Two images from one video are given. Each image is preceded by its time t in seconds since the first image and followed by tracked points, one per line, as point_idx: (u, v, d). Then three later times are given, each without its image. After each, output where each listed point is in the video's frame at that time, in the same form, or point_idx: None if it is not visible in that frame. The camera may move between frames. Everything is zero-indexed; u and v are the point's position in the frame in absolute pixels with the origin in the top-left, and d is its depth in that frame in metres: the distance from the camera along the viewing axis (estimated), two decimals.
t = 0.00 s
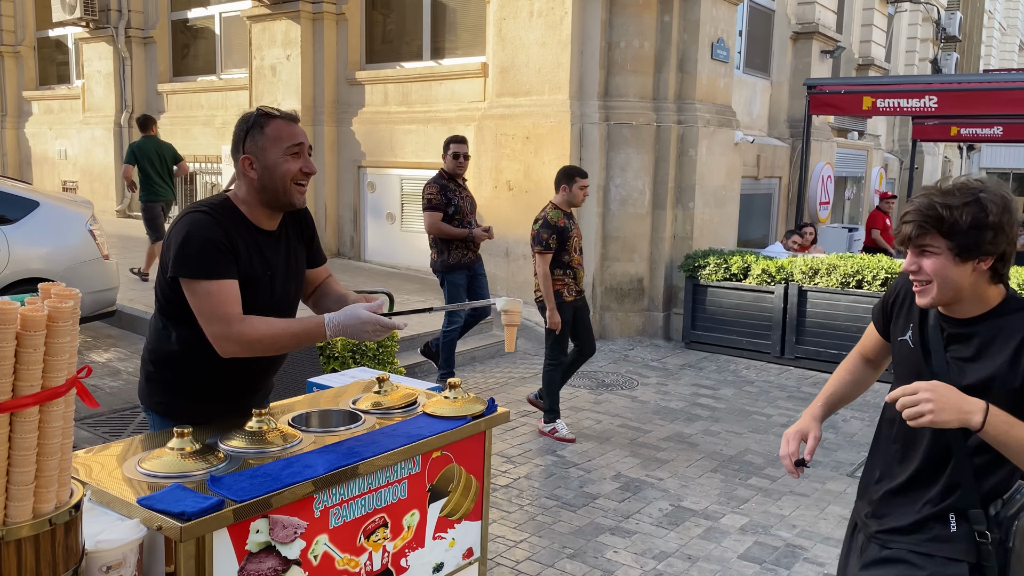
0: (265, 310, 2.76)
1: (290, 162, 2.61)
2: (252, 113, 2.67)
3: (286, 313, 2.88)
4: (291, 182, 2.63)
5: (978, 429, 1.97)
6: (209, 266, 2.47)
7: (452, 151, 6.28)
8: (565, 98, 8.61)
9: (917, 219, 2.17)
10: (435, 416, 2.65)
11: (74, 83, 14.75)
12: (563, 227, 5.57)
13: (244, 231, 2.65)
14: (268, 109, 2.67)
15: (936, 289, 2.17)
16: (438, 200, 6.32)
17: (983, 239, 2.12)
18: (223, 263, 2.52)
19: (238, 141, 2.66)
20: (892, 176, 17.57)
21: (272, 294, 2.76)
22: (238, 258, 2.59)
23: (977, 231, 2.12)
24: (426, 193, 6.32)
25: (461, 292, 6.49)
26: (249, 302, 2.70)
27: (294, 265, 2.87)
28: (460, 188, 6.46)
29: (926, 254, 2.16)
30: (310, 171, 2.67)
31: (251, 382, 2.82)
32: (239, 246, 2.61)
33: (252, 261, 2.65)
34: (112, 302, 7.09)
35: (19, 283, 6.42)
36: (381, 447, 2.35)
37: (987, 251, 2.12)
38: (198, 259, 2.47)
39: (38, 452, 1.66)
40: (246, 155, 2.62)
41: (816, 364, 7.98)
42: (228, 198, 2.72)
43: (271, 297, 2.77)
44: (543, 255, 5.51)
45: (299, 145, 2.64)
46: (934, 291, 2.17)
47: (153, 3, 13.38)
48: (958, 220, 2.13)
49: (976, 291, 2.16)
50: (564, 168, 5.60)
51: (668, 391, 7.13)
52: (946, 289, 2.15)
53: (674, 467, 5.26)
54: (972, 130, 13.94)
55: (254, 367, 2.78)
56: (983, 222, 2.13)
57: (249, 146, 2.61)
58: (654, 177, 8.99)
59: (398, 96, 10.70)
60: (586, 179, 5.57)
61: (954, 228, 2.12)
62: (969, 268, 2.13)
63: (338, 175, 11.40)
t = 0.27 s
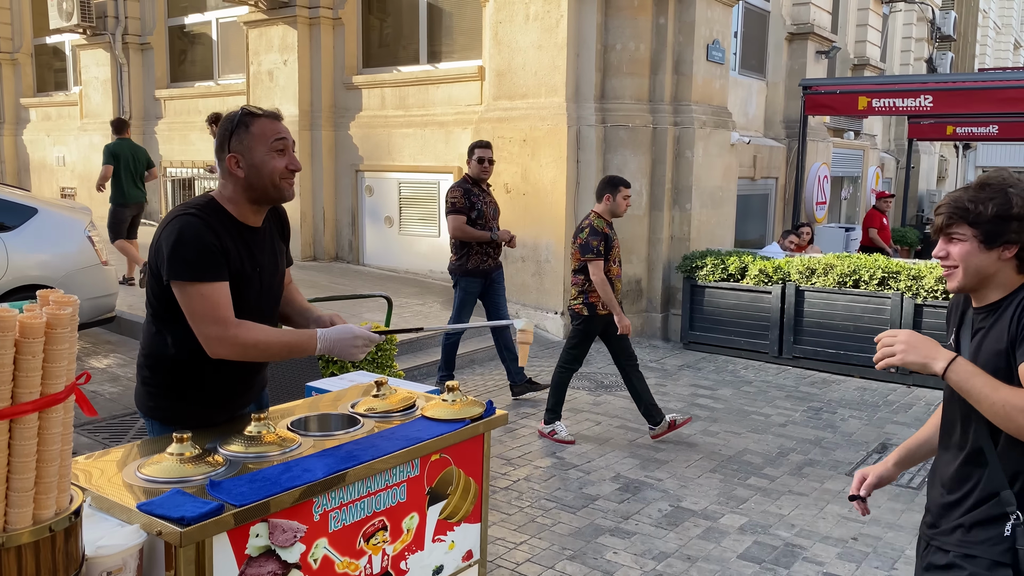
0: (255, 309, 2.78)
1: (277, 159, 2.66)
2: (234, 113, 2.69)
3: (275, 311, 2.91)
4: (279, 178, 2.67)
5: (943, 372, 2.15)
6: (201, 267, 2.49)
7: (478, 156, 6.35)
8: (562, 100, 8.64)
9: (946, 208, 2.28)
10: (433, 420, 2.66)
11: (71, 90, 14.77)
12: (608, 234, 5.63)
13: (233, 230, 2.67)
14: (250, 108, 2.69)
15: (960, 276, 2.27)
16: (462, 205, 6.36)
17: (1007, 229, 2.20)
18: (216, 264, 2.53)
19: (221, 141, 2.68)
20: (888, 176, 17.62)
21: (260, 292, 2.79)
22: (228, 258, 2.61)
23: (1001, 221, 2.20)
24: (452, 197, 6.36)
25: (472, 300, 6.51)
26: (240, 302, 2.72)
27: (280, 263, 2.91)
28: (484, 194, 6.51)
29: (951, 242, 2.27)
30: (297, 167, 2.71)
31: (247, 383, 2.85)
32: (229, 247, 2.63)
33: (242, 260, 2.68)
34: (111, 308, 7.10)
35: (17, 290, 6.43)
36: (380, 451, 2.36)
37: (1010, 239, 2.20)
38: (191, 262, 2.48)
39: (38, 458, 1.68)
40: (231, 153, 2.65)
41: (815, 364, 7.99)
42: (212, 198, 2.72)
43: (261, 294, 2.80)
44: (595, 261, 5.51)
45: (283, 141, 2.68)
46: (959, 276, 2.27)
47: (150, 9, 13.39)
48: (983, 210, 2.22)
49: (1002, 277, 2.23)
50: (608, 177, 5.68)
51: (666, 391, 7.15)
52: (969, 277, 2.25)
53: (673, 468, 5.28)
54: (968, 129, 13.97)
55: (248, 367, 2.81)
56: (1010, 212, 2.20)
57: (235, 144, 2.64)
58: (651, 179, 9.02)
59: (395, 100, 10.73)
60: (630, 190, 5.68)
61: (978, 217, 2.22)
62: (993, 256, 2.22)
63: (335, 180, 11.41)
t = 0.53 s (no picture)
0: (237, 306, 2.79)
1: (254, 160, 2.71)
2: (213, 117, 2.76)
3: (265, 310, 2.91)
4: (256, 179, 2.73)
5: (905, 382, 2.15)
6: (155, 257, 2.54)
7: (512, 166, 6.40)
8: (562, 107, 8.68)
9: (959, 190, 2.31)
10: (437, 428, 2.69)
11: (75, 102, 14.85)
12: (661, 238, 5.65)
13: (204, 225, 2.72)
14: (229, 112, 2.77)
15: (967, 259, 2.32)
16: (496, 213, 6.37)
17: (1015, 215, 2.24)
18: (171, 255, 2.58)
19: (202, 144, 2.75)
20: (890, 177, 17.63)
21: (241, 288, 2.80)
22: (192, 251, 2.65)
23: (1010, 207, 2.23)
24: (485, 205, 6.38)
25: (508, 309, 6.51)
26: (219, 298, 2.74)
27: (267, 261, 2.92)
28: (518, 203, 6.54)
29: (961, 225, 2.31)
30: (274, 167, 2.77)
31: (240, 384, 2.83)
32: (198, 243, 2.67)
33: (213, 253, 2.71)
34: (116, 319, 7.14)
35: (24, 302, 6.48)
36: (384, 460, 2.39)
37: (1017, 225, 2.24)
38: (143, 253, 2.54)
39: (48, 472, 1.71)
40: (211, 156, 2.72)
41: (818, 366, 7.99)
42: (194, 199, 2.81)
43: (243, 292, 2.80)
44: (643, 265, 5.56)
45: (260, 143, 2.73)
46: (967, 260, 2.32)
47: (152, 21, 13.47)
48: (992, 195, 2.24)
49: (1010, 261, 2.28)
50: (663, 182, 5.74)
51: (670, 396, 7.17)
52: (976, 260, 2.30)
53: (678, 473, 5.29)
54: (969, 129, 13.97)
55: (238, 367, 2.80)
56: (1021, 198, 2.23)
57: (214, 147, 2.71)
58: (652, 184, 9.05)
59: (397, 109, 10.78)
60: (684, 195, 5.73)
61: (988, 202, 2.25)
62: (1002, 241, 2.27)
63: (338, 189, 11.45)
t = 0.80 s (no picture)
0: (222, 310, 2.80)
1: (241, 168, 2.78)
2: (203, 129, 2.85)
3: (257, 315, 2.89)
4: (244, 186, 2.79)
5: (820, 377, 2.11)
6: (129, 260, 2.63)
7: (543, 171, 6.42)
8: (567, 113, 8.70)
9: (936, 195, 2.21)
10: (440, 437, 2.71)
11: (85, 114, 14.98)
12: (701, 242, 5.47)
13: (188, 230, 2.77)
14: (219, 123, 2.85)
15: (941, 267, 2.23)
16: (524, 218, 6.41)
17: (989, 224, 2.13)
18: (146, 258, 2.66)
19: (194, 153, 2.85)
20: (899, 178, 17.59)
21: (227, 292, 2.80)
22: (169, 254, 2.71)
23: (984, 215, 2.13)
24: (513, 211, 6.43)
25: (550, 314, 6.48)
26: (203, 302, 2.76)
27: (259, 266, 2.90)
28: (549, 208, 6.55)
29: (935, 231, 2.22)
30: (262, 175, 2.84)
31: (233, 388, 2.85)
32: (177, 248, 2.73)
33: (193, 257, 2.74)
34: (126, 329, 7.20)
35: (34, 313, 6.55)
36: (387, 469, 2.41)
37: (993, 235, 2.14)
38: (117, 255, 2.64)
39: (54, 485, 1.73)
40: (201, 165, 2.81)
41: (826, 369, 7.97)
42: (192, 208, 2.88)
43: (230, 297, 2.81)
44: (678, 269, 5.42)
45: (248, 152, 2.81)
46: (940, 269, 2.23)
47: (161, 33, 13.58)
48: (967, 202, 2.15)
49: (984, 272, 2.17)
50: (707, 185, 5.56)
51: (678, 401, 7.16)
52: (950, 268, 2.21)
53: (685, 478, 5.29)
54: (977, 130, 13.90)
55: (228, 370, 2.83)
56: (995, 205, 2.12)
57: (204, 156, 2.80)
58: (658, 189, 9.06)
59: (403, 117, 10.83)
60: (731, 198, 5.51)
61: (962, 208, 2.15)
62: (977, 250, 2.17)
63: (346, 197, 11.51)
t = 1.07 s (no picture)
0: (212, 316, 2.81)
1: (222, 175, 2.84)
2: (182, 139, 2.91)
3: (246, 323, 2.91)
4: (226, 194, 2.83)
5: (756, 389, 2.15)
6: (120, 264, 2.63)
7: (569, 180, 6.37)
8: (573, 119, 8.75)
9: (882, 191, 2.21)
10: (437, 442, 2.75)
11: (98, 123, 15.17)
12: (747, 259, 5.41)
13: (177, 237, 2.80)
14: (197, 132, 2.91)
15: (887, 263, 2.23)
16: (550, 231, 6.39)
17: (932, 220, 2.14)
18: (136, 263, 2.67)
19: (175, 165, 2.90)
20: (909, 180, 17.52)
21: (216, 299, 2.82)
22: (159, 261, 2.72)
23: (927, 211, 2.14)
24: (539, 224, 6.41)
25: (581, 323, 6.34)
26: (192, 309, 2.77)
27: (246, 273, 2.93)
28: (575, 218, 6.50)
29: (882, 227, 2.22)
30: (243, 182, 2.89)
31: (221, 396, 2.85)
32: (168, 255, 2.75)
33: (183, 263, 2.76)
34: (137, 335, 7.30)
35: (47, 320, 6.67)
36: (383, 474, 2.46)
37: (934, 231, 2.14)
38: (107, 260, 2.63)
39: (55, 490, 1.79)
40: (182, 176, 2.86)
41: (833, 373, 7.96)
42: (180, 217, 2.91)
43: (219, 306, 2.83)
44: (725, 289, 5.34)
45: (227, 158, 2.86)
46: (887, 265, 2.23)
47: (172, 42, 13.73)
48: (910, 199, 2.16)
49: (928, 269, 2.18)
50: (747, 198, 5.48)
51: (684, 405, 7.18)
52: (895, 264, 2.21)
53: (689, 482, 5.31)
54: (988, 131, 13.83)
55: (216, 378, 2.83)
56: (938, 202, 2.13)
57: (184, 167, 2.86)
58: (664, 193, 9.08)
59: (411, 124, 10.91)
60: (773, 210, 5.43)
61: (906, 206, 2.16)
62: (921, 246, 2.17)
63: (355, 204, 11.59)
